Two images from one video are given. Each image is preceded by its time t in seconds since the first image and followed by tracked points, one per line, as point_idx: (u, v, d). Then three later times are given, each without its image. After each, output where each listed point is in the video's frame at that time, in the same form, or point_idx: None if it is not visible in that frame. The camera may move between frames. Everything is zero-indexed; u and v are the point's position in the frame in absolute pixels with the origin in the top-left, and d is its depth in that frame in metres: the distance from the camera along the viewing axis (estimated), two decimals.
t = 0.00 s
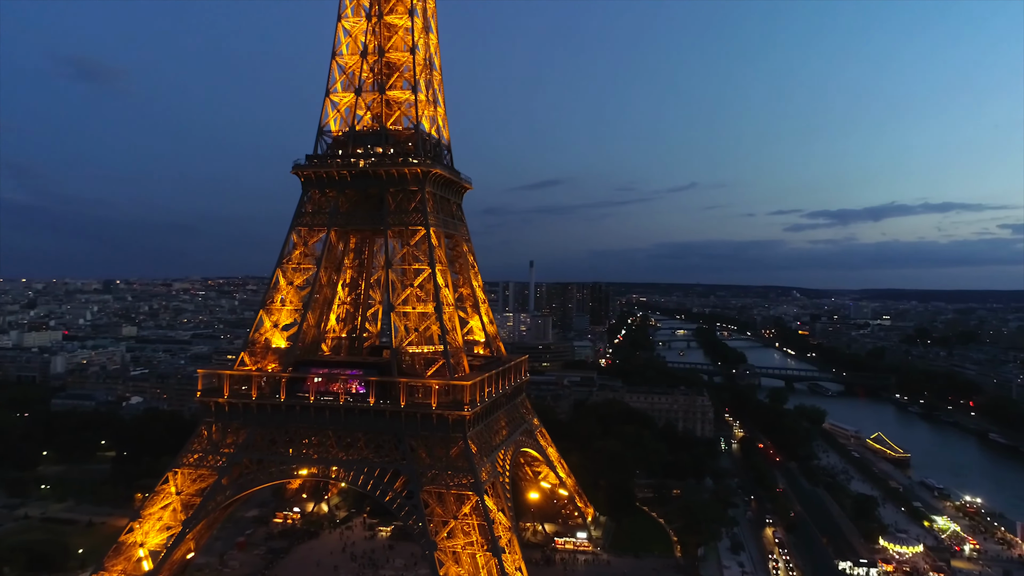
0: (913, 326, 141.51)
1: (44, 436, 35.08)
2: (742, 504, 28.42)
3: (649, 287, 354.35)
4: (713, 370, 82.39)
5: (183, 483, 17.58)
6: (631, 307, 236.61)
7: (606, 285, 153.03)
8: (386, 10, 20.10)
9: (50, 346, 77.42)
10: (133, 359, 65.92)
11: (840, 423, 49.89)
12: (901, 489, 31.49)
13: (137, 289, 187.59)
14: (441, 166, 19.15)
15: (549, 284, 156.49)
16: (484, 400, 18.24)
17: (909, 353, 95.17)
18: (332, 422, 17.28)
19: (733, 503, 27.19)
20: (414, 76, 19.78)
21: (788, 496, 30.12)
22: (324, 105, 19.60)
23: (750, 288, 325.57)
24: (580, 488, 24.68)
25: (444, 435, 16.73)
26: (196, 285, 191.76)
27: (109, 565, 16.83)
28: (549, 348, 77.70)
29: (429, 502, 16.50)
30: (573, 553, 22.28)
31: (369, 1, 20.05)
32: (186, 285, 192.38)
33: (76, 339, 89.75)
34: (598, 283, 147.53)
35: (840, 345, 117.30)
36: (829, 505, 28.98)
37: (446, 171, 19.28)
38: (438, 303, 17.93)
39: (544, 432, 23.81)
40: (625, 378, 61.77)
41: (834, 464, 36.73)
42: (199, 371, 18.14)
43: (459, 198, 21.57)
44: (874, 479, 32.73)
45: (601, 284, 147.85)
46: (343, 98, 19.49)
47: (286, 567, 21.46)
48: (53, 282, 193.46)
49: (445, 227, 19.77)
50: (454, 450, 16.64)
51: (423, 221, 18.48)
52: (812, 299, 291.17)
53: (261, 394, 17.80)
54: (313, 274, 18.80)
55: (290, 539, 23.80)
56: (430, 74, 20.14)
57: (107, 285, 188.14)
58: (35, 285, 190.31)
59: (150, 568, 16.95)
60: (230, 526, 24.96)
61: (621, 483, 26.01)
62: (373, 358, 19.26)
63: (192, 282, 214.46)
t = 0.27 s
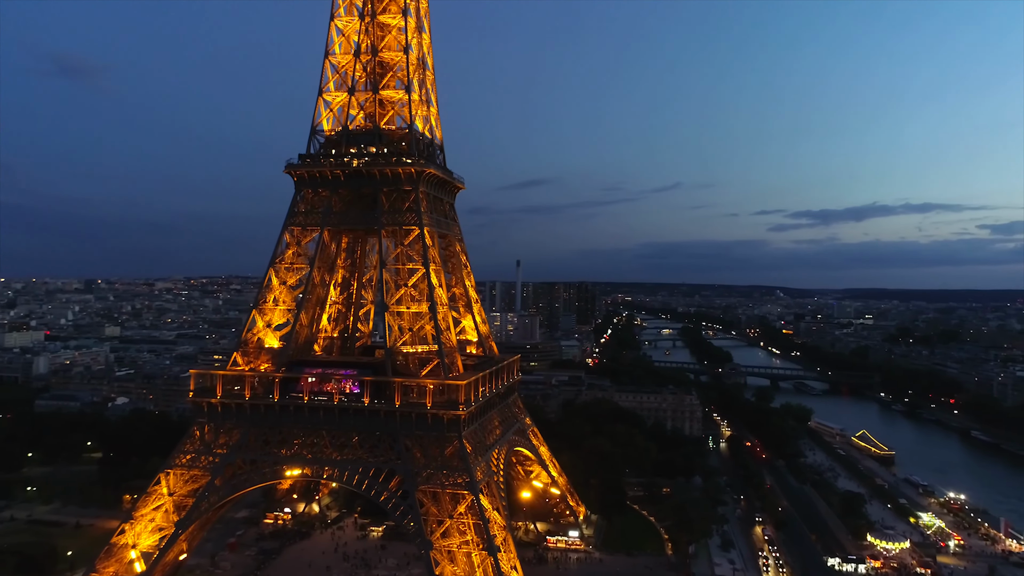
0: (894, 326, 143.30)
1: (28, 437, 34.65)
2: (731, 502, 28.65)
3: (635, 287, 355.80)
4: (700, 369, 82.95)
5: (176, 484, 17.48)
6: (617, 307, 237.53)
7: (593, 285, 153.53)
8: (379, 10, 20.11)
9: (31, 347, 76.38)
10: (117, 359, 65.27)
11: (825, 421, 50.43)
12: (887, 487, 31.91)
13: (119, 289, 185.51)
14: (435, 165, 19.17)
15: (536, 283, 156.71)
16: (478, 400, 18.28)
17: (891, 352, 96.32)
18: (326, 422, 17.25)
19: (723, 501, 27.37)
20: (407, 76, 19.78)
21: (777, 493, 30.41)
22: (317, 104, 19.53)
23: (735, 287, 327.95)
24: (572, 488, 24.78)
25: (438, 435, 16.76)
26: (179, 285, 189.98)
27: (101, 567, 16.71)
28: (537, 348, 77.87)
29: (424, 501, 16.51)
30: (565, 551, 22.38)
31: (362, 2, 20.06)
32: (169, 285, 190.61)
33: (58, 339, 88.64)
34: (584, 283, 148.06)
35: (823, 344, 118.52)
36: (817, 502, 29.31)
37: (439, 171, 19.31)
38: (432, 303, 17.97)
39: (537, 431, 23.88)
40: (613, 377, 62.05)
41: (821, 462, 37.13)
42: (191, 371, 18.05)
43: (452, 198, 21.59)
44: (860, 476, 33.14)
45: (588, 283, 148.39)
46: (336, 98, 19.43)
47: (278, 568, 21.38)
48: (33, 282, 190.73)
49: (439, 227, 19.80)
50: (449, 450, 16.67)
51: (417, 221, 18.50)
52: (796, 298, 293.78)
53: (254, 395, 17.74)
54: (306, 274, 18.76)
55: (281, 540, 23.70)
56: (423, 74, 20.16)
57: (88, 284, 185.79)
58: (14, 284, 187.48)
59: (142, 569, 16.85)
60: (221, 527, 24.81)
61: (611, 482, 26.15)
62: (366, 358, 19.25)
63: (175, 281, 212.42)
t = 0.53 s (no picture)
0: (879, 325, 144.81)
1: (15, 438, 34.31)
2: (722, 500, 28.84)
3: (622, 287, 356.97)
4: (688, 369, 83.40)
5: (171, 485, 17.40)
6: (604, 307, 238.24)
7: (581, 285, 153.92)
8: (374, 9, 20.10)
9: (15, 347, 75.47)
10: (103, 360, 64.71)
11: (813, 420, 50.87)
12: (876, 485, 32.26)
13: (103, 289, 183.73)
14: (431, 166, 19.18)
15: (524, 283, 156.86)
16: (474, 400, 18.33)
17: (877, 351, 97.27)
18: (322, 423, 17.24)
19: (715, 500, 27.53)
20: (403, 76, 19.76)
21: (767, 492, 30.66)
22: (312, 104, 19.47)
23: (721, 287, 329.93)
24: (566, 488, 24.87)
25: (435, 435, 16.80)
26: (164, 285, 188.44)
27: (95, 568, 16.60)
28: (526, 348, 78.03)
29: (421, 501, 16.54)
30: (559, 550, 22.45)
31: (357, 1, 20.04)
32: (154, 285, 189.01)
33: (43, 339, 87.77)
34: (573, 283, 148.43)
35: (810, 344, 119.49)
36: (806, 500, 29.58)
37: (435, 171, 19.32)
38: (428, 304, 18.00)
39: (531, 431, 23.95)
40: (602, 377, 62.28)
41: (810, 460, 37.47)
42: (186, 371, 17.96)
43: (447, 198, 21.60)
44: (849, 475, 33.49)
45: (576, 283, 148.78)
46: (331, 97, 19.38)
47: (272, 568, 21.32)
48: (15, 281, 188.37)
49: (434, 227, 19.82)
50: (446, 449, 16.71)
51: (413, 221, 18.51)
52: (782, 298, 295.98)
53: (249, 395, 17.69)
54: (301, 273, 18.72)
55: (275, 540, 23.63)
56: (418, 74, 20.14)
57: (71, 284, 183.84)
58: None
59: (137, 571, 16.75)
60: (213, 528, 24.71)
61: (604, 481, 26.29)
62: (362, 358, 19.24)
63: (161, 281, 210.66)
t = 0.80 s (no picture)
0: (868, 324, 145.88)
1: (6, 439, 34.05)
2: (716, 499, 28.98)
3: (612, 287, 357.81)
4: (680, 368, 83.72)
5: (169, 486, 17.35)
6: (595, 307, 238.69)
7: (572, 285, 154.18)
8: (372, 9, 20.09)
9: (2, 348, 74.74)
10: (92, 360, 64.25)
11: (804, 418, 51.24)
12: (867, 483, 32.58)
13: (91, 289, 182.24)
14: (429, 165, 19.20)
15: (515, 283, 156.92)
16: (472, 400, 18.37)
17: (866, 350, 98.01)
18: (321, 423, 17.24)
19: (709, 499, 27.64)
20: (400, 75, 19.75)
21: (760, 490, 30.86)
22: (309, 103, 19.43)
23: (711, 287, 331.39)
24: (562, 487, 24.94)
25: (434, 434, 16.84)
26: (152, 285, 187.17)
27: (92, 569, 16.53)
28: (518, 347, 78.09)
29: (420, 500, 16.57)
30: (556, 549, 22.50)
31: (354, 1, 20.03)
32: (141, 285, 187.59)
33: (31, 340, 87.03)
34: (563, 282, 148.65)
35: (799, 343, 120.25)
36: (799, 498, 29.82)
37: (433, 171, 19.34)
38: (427, 303, 18.04)
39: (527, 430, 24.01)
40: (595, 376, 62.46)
41: (801, 458, 37.77)
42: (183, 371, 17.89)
43: (444, 198, 21.62)
44: (840, 473, 33.79)
45: (567, 283, 149.06)
46: (328, 97, 19.36)
47: (269, 569, 21.28)
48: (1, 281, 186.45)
49: (432, 227, 19.85)
50: (445, 449, 16.76)
51: (411, 221, 18.54)
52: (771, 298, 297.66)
53: (247, 395, 17.66)
54: (299, 273, 18.71)
55: (271, 541, 23.57)
56: (415, 74, 20.15)
57: (58, 284, 182.19)
58: None
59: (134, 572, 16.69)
60: (209, 529, 24.62)
61: (600, 480, 26.41)
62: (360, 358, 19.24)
63: (148, 281, 209.24)
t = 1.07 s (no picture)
0: (856, 323, 146.92)
1: None
2: (710, 498, 29.10)
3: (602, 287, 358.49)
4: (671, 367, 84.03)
5: (166, 486, 17.29)
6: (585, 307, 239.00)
7: (563, 284, 154.35)
8: (369, 10, 20.09)
9: None
10: (81, 361, 63.74)
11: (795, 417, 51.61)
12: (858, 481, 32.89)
13: (77, 288, 180.54)
14: (426, 165, 19.23)
15: (506, 283, 156.79)
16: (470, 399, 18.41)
17: (855, 349, 98.75)
18: (320, 423, 17.23)
19: (703, 497, 27.74)
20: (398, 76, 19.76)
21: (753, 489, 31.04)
22: (306, 103, 19.39)
23: (700, 287, 332.75)
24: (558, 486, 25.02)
25: (433, 434, 16.87)
26: (140, 285, 185.73)
27: (89, 570, 16.46)
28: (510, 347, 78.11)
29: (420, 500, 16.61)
30: (552, 548, 22.57)
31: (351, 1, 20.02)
32: (128, 285, 186.07)
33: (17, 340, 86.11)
34: (554, 282, 148.74)
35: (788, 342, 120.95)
36: (791, 496, 30.05)
37: (430, 171, 19.37)
38: (426, 303, 18.08)
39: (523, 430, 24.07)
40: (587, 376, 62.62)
41: (793, 457, 38.05)
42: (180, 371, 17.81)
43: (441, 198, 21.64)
44: (832, 471, 34.09)
45: (558, 283, 149.20)
46: (326, 96, 19.33)
47: (266, 569, 21.23)
48: None
49: (429, 227, 19.87)
50: (444, 448, 16.80)
51: (409, 221, 18.56)
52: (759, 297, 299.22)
53: (245, 395, 17.62)
54: (296, 273, 18.68)
55: (267, 541, 23.51)
56: (413, 74, 20.17)
57: (44, 284, 180.39)
58: None
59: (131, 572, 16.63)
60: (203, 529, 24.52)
61: (595, 479, 26.52)
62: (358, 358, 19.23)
63: (136, 281, 207.63)
